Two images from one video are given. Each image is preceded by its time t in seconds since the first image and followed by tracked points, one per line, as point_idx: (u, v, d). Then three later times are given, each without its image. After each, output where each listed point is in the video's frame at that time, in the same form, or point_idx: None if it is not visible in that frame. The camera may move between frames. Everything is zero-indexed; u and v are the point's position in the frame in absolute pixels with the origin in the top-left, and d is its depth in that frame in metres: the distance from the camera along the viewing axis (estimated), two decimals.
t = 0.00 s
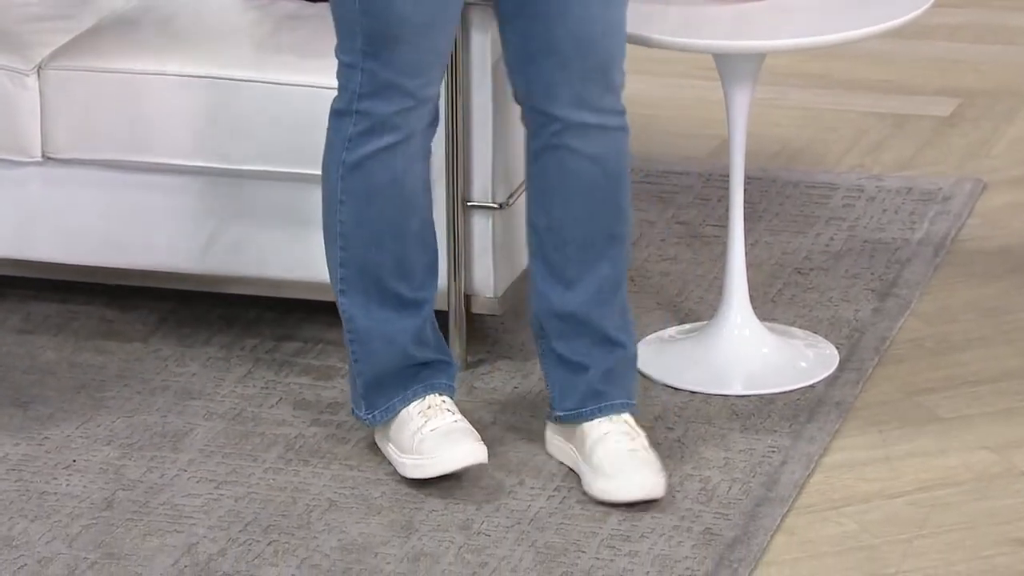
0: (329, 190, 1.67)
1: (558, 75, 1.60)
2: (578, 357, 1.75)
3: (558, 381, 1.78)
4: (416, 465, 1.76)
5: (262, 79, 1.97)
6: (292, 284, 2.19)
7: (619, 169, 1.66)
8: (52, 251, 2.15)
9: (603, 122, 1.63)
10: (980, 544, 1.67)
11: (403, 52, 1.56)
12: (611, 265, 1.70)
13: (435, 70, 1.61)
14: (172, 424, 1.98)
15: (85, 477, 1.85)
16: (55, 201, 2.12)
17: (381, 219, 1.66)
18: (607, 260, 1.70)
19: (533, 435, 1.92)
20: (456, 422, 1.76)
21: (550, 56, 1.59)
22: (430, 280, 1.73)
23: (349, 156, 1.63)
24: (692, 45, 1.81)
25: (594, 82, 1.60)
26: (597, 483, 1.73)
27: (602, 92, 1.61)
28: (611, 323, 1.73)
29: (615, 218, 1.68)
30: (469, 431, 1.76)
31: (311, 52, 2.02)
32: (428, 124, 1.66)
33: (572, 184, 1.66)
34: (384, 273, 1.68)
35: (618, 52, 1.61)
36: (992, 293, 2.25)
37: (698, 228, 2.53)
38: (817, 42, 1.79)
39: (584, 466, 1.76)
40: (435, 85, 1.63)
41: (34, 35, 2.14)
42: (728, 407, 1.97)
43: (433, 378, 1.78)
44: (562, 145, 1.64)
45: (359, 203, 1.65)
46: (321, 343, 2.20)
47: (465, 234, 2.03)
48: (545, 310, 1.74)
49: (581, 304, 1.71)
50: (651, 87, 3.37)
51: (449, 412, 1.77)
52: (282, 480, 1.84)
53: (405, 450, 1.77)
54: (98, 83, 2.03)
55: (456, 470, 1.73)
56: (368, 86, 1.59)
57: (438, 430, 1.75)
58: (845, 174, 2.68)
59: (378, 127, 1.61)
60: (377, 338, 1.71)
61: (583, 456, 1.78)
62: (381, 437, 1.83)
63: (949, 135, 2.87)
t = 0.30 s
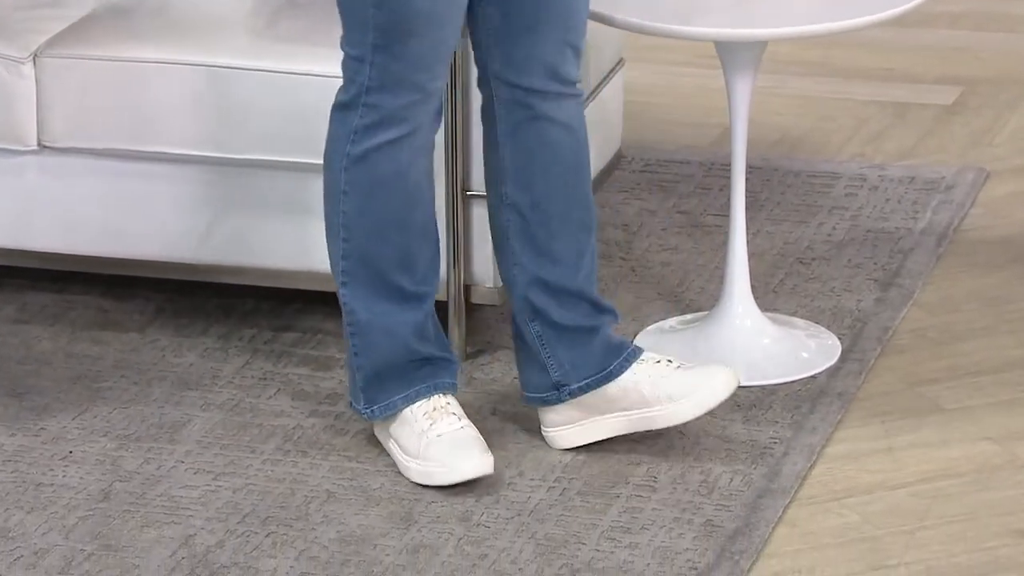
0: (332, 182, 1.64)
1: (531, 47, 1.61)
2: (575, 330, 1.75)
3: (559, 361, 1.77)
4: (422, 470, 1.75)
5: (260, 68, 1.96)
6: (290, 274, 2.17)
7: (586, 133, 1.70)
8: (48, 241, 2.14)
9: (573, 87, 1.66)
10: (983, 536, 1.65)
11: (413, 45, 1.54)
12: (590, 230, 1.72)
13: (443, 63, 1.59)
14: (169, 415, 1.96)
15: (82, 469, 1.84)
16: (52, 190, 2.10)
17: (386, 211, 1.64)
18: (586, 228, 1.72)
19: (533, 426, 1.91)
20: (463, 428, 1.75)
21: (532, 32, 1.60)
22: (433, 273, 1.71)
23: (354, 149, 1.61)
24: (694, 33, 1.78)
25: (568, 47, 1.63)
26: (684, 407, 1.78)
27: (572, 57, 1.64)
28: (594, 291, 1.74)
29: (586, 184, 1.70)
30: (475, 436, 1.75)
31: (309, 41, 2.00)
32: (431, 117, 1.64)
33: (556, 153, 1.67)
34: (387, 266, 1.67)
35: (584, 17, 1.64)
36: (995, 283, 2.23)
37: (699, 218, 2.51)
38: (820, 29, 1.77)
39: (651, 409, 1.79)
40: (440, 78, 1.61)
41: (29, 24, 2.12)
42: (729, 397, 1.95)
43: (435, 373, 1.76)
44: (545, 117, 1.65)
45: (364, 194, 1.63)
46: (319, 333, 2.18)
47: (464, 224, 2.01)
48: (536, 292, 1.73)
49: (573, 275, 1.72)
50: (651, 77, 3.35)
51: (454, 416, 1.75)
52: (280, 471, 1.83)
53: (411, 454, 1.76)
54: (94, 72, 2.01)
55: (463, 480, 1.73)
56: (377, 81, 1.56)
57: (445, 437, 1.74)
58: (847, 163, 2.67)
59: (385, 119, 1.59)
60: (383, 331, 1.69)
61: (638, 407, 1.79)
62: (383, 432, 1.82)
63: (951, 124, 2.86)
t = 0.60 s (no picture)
0: (366, 174, 1.63)
1: (566, 48, 1.60)
2: (591, 333, 1.75)
3: (572, 361, 1.76)
4: (422, 465, 1.75)
5: (259, 58, 1.95)
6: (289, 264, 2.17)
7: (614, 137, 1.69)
8: (48, 232, 2.13)
9: (603, 91, 1.65)
10: (983, 527, 1.65)
11: (462, 49, 1.52)
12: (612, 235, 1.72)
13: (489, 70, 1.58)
14: (169, 406, 1.96)
15: (82, 459, 1.84)
16: (51, 181, 2.10)
17: (418, 210, 1.63)
18: (609, 232, 1.71)
19: (532, 417, 1.91)
20: (467, 427, 1.75)
21: (566, 33, 1.59)
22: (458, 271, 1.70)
23: (393, 145, 1.60)
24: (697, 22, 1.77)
25: (600, 51, 1.62)
26: (688, 422, 1.75)
27: (604, 61, 1.63)
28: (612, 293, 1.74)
29: (610, 189, 1.70)
30: (480, 437, 1.75)
31: (309, 32, 2.00)
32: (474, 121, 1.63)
33: (583, 155, 1.66)
34: (414, 263, 1.66)
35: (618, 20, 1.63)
36: (996, 273, 2.23)
37: (700, 209, 2.51)
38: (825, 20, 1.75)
39: (656, 420, 1.77)
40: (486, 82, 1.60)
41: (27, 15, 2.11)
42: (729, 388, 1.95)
43: (447, 369, 1.75)
44: (573, 120, 1.64)
45: (397, 191, 1.62)
46: (319, 324, 2.18)
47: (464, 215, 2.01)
48: (554, 293, 1.72)
49: (592, 278, 1.72)
50: (650, 68, 3.35)
51: (459, 415, 1.75)
52: (280, 462, 1.82)
53: (412, 447, 1.76)
54: (93, 62, 2.00)
55: (463, 482, 1.74)
56: (422, 82, 1.55)
57: (450, 438, 1.74)
58: (848, 153, 2.66)
59: (426, 119, 1.58)
60: (403, 326, 1.69)
61: (643, 416, 1.78)
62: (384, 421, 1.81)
63: (952, 113, 2.85)
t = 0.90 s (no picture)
0: (421, 168, 1.57)
1: (596, 41, 1.57)
2: (605, 331, 1.73)
3: (581, 360, 1.76)
4: (423, 456, 1.76)
5: (259, 49, 1.95)
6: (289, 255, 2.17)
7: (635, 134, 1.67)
8: (49, 223, 2.13)
9: (629, 87, 1.63)
10: (983, 517, 1.65)
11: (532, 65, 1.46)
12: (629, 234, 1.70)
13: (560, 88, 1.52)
14: (169, 397, 1.96)
15: (82, 450, 1.84)
16: (52, 172, 2.10)
17: (469, 214, 1.57)
18: (628, 231, 1.69)
19: (532, 408, 1.91)
20: (471, 421, 1.75)
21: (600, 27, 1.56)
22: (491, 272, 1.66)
23: (455, 149, 1.53)
24: (696, 13, 1.76)
25: (632, 48, 1.59)
26: (685, 442, 1.77)
27: (633, 58, 1.61)
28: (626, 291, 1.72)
29: (632, 188, 1.67)
30: (483, 431, 1.75)
31: (309, 23, 2.00)
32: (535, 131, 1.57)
33: (609, 152, 1.63)
34: (459, 263, 1.61)
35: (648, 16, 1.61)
36: (996, 264, 2.23)
37: (699, 200, 2.51)
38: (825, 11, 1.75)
39: (660, 434, 1.78)
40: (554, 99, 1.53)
41: (27, 6, 2.11)
42: (729, 378, 1.95)
43: (457, 363, 1.73)
44: (599, 118, 1.61)
45: (451, 191, 1.56)
46: (319, 315, 2.18)
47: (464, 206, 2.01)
48: (572, 287, 1.70)
49: (609, 276, 1.70)
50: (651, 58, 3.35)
51: (465, 408, 1.75)
52: (280, 452, 1.83)
53: (415, 436, 1.76)
54: (92, 52, 2.00)
55: (461, 476, 1.74)
56: (493, 93, 1.49)
57: (453, 431, 1.74)
58: (848, 144, 2.66)
59: (491, 130, 1.52)
60: (432, 318, 1.65)
61: (642, 423, 1.79)
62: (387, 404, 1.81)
63: (952, 104, 2.86)
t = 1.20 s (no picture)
0: (460, 161, 1.56)
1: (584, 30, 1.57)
2: (605, 320, 1.73)
3: (580, 351, 1.76)
4: (422, 446, 1.76)
5: (259, 41, 1.95)
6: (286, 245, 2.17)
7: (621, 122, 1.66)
8: (48, 214, 2.13)
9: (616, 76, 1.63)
10: (983, 508, 1.65)
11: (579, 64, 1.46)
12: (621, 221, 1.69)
13: (605, 90, 1.51)
14: (169, 389, 1.96)
15: (82, 441, 1.84)
16: (51, 163, 2.10)
17: (506, 211, 1.56)
18: (620, 219, 1.69)
19: (531, 399, 1.91)
20: (474, 415, 1.75)
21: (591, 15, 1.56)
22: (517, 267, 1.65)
23: (499, 147, 1.52)
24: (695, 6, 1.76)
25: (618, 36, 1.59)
26: (685, 434, 1.77)
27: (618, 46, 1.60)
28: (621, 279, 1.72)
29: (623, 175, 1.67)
30: (486, 426, 1.76)
31: (309, 15, 2.00)
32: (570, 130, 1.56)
33: (600, 141, 1.63)
34: (494, 257, 1.60)
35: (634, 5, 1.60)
36: (996, 255, 2.23)
37: (699, 191, 2.51)
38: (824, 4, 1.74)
39: (662, 426, 1.78)
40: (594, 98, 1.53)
41: None
42: (729, 369, 1.95)
43: (474, 358, 1.73)
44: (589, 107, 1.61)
45: (490, 188, 1.55)
46: (318, 306, 2.18)
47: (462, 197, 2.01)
48: (570, 278, 1.70)
49: (605, 265, 1.69)
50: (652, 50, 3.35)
51: (470, 403, 1.75)
52: (280, 444, 1.83)
53: (417, 424, 1.76)
54: (92, 44, 2.00)
55: (458, 469, 1.74)
56: (541, 94, 1.47)
57: (454, 423, 1.74)
58: (848, 135, 2.66)
59: (534, 131, 1.51)
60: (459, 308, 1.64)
61: (642, 414, 1.79)
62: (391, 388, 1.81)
63: (952, 95, 2.85)
